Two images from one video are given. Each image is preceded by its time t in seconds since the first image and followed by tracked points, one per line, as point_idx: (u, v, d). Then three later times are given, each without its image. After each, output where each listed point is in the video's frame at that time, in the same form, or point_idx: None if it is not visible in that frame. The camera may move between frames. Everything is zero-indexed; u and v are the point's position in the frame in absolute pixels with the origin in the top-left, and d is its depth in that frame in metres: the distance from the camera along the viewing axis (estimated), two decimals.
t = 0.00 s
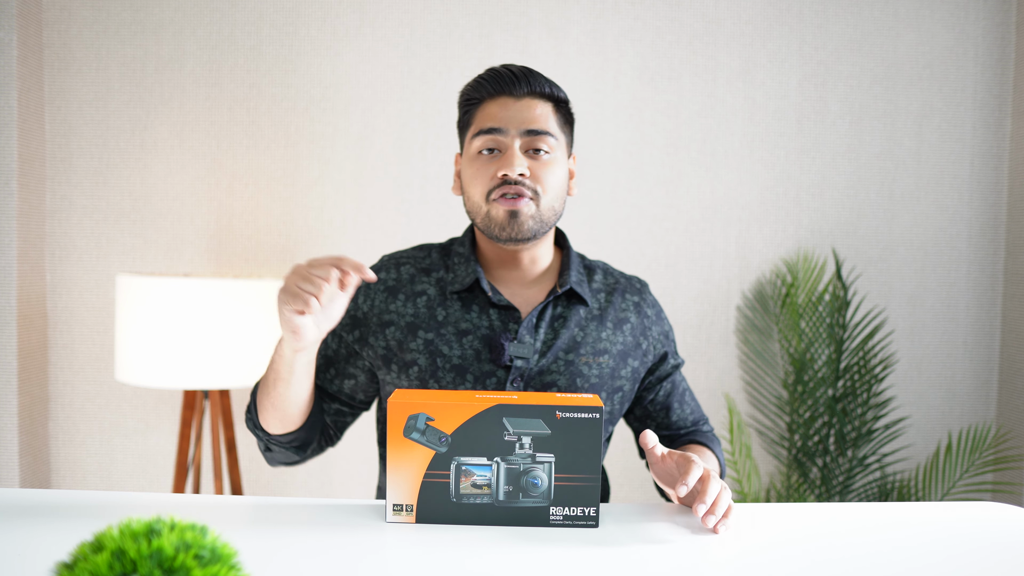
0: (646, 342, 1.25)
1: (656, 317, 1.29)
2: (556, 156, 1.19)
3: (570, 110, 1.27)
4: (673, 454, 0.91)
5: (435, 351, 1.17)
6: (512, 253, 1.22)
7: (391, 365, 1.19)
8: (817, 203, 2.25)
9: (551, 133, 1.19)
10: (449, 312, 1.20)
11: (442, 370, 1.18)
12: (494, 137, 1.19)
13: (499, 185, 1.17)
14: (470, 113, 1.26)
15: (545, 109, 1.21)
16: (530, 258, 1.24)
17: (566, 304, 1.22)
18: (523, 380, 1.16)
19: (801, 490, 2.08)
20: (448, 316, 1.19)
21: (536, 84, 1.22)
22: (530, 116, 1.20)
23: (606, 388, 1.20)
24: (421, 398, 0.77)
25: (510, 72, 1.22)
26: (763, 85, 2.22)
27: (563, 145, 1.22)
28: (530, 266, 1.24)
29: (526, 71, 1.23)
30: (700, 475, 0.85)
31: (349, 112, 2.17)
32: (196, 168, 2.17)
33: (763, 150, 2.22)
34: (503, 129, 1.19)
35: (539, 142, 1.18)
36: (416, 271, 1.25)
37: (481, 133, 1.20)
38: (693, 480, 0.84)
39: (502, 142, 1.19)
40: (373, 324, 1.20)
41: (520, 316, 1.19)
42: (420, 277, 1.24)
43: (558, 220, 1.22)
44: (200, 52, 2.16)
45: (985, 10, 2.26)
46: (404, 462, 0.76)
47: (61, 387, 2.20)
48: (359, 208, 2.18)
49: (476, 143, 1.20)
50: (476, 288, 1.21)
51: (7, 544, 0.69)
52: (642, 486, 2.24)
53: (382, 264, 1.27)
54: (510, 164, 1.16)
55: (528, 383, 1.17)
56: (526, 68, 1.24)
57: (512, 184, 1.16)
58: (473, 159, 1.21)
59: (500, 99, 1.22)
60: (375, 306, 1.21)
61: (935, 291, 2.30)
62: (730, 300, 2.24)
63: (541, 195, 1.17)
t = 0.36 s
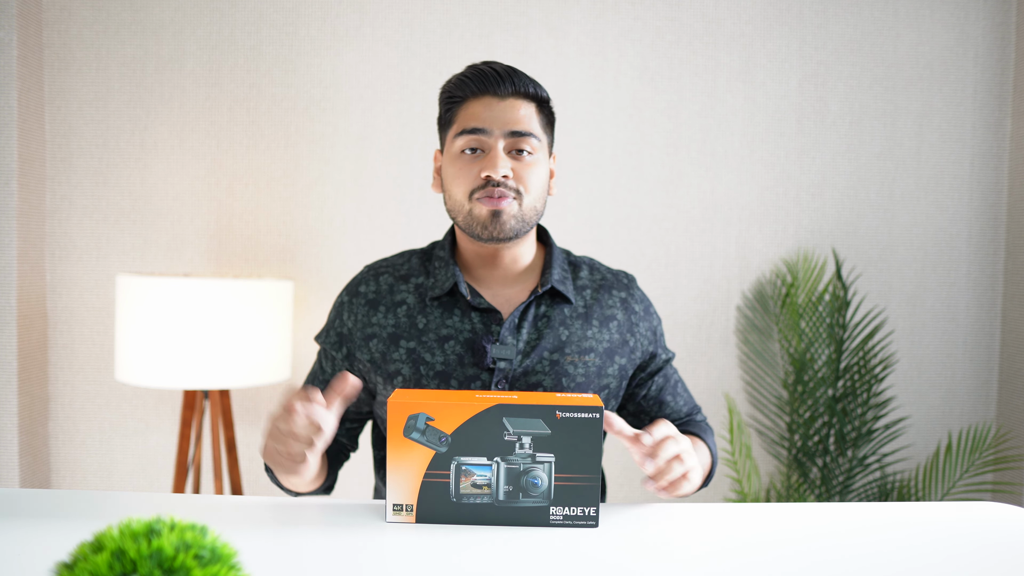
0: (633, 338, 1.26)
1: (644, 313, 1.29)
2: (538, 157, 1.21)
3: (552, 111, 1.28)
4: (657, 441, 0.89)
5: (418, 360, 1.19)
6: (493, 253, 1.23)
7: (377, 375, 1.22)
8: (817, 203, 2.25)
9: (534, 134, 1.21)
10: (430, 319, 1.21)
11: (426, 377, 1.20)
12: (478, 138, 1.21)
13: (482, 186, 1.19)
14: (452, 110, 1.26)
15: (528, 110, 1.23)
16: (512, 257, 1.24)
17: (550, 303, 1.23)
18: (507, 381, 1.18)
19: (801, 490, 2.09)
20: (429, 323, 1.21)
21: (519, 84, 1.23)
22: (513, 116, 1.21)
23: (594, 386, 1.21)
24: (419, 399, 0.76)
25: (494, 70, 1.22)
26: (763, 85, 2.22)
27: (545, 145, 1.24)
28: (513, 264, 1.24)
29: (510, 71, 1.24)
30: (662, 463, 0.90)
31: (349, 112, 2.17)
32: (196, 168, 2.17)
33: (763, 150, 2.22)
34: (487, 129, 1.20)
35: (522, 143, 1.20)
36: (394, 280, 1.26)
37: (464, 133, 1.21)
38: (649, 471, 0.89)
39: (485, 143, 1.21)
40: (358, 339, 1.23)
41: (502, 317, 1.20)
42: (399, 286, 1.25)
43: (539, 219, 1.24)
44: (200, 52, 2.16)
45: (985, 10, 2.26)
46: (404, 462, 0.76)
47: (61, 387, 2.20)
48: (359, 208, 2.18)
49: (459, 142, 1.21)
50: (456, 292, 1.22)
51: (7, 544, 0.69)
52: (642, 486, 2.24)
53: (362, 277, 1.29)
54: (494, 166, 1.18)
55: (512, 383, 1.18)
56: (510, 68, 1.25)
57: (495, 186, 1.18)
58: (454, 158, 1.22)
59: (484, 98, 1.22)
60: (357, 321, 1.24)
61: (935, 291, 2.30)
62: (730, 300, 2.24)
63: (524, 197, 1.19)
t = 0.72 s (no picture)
0: (632, 340, 1.26)
1: (642, 314, 1.29)
2: (535, 158, 1.21)
3: (550, 110, 1.28)
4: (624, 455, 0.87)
5: (416, 364, 1.19)
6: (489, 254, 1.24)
7: (375, 380, 1.21)
8: (817, 203, 2.25)
9: (531, 134, 1.20)
10: (428, 323, 1.21)
11: (424, 381, 1.19)
12: (474, 136, 1.20)
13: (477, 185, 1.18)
14: (450, 108, 1.26)
15: (526, 109, 1.22)
16: (509, 258, 1.25)
17: (547, 304, 1.23)
18: (506, 384, 1.17)
19: (801, 490, 2.09)
20: (427, 327, 1.21)
21: (517, 83, 1.23)
22: (510, 116, 1.21)
23: (592, 388, 1.21)
24: (419, 400, 0.77)
25: (491, 69, 1.23)
26: (763, 85, 2.22)
27: (543, 145, 1.24)
28: (509, 266, 1.26)
29: (508, 70, 1.24)
30: (623, 484, 0.85)
31: (349, 112, 2.17)
32: (196, 168, 2.17)
33: (763, 150, 2.22)
34: (483, 128, 1.20)
35: (519, 143, 1.20)
36: (392, 283, 1.26)
37: (460, 132, 1.21)
38: (605, 487, 0.84)
39: (482, 142, 1.20)
40: (355, 342, 1.23)
41: (501, 320, 1.20)
42: (397, 289, 1.25)
43: (535, 221, 1.23)
44: (200, 52, 2.16)
45: (985, 10, 2.26)
46: (403, 465, 0.75)
47: (61, 387, 2.20)
48: (359, 208, 2.18)
49: (455, 141, 1.21)
50: (454, 294, 1.22)
51: (7, 544, 0.69)
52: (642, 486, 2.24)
53: (359, 278, 1.28)
54: (490, 166, 1.17)
55: (511, 387, 1.18)
56: (509, 66, 1.25)
57: (490, 187, 1.17)
58: (450, 157, 1.22)
59: (481, 97, 1.22)
60: (354, 324, 1.23)
61: (935, 291, 2.30)
62: (730, 300, 2.24)
63: (519, 198, 1.19)
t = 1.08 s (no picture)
0: (634, 342, 1.26)
1: (645, 316, 1.29)
2: (539, 158, 1.20)
3: (554, 110, 1.28)
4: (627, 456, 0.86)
5: (417, 364, 1.19)
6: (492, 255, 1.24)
7: (375, 380, 1.21)
8: (817, 203, 2.25)
9: (534, 134, 1.20)
10: (429, 323, 1.22)
11: (425, 381, 1.19)
12: (478, 136, 1.20)
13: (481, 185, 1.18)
14: (454, 108, 1.26)
15: (530, 109, 1.22)
16: (512, 260, 1.25)
17: (549, 306, 1.23)
18: (507, 386, 1.18)
19: (801, 490, 2.09)
20: (428, 327, 1.21)
21: (522, 83, 1.23)
22: (514, 116, 1.21)
23: (593, 390, 1.21)
24: (419, 400, 0.77)
25: (495, 68, 1.23)
26: (763, 85, 2.22)
27: (547, 146, 1.24)
28: (512, 267, 1.26)
29: (512, 70, 1.24)
30: (624, 482, 0.84)
31: (349, 112, 2.17)
32: (196, 168, 2.17)
33: (763, 149, 2.22)
34: (487, 128, 1.20)
35: (523, 143, 1.20)
36: (393, 283, 1.26)
37: (464, 131, 1.21)
38: (607, 486, 0.83)
39: (485, 142, 1.20)
40: (356, 342, 1.23)
41: (502, 321, 1.21)
42: (399, 289, 1.25)
43: (538, 221, 1.23)
44: (200, 52, 2.16)
45: (985, 10, 2.26)
46: (403, 465, 0.75)
47: (61, 387, 2.20)
48: (359, 208, 2.18)
49: (458, 141, 1.21)
50: (456, 294, 1.22)
51: (7, 544, 0.69)
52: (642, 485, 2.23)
53: (360, 278, 1.28)
54: (493, 166, 1.17)
55: (512, 388, 1.18)
56: (513, 66, 1.25)
57: (493, 187, 1.17)
58: (454, 156, 1.22)
59: (485, 96, 1.22)
60: (355, 324, 1.24)
61: (935, 290, 2.30)
62: (730, 300, 2.24)
63: (522, 199, 1.18)
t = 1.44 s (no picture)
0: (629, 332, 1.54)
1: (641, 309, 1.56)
2: (543, 154, 1.48)
3: (558, 109, 1.53)
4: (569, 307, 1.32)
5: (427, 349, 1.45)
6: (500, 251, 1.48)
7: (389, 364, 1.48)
8: (817, 203, 2.25)
9: (540, 130, 1.46)
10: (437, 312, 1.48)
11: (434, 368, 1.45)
12: (487, 131, 1.46)
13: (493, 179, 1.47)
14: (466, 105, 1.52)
15: (535, 108, 1.48)
16: (518, 254, 1.49)
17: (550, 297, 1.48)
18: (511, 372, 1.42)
19: (801, 490, 2.09)
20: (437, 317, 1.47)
21: (529, 83, 1.49)
22: (522, 112, 1.47)
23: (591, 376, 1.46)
24: (419, 401, 0.77)
25: (505, 70, 1.50)
26: (763, 85, 2.22)
27: (552, 141, 1.50)
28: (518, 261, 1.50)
29: (519, 75, 1.49)
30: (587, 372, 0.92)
31: (349, 112, 2.17)
32: (196, 168, 2.17)
33: (763, 149, 2.22)
34: (496, 123, 1.45)
35: (530, 139, 1.46)
36: (403, 275, 1.54)
37: (475, 128, 1.47)
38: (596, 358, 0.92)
39: (495, 136, 1.45)
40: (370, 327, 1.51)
41: (507, 312, 1.46)
42: (408, 281, 1.53)
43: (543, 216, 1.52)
44: (200, 52, 2.16)
45: (984, 10, 2.26)
46: (403, 464, 0.75)
47: (61, 387, 2.20)
48: (359, 208, 2.18)
49: (471, 136, 1.47)
50: (463, 285, 1.47)
51: (7, 544, 0.69)
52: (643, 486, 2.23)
53: (372, 271, 1.58)
54: (503, 159, 1.45)
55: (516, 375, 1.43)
56: (520, 72, 1.52)
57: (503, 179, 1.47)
58: (467, 151, 1.49)
59: (495, 96, 1.48)
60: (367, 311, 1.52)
61: (935, 291, 2.30)
62: (730, 300, 2.23)
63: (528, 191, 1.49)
